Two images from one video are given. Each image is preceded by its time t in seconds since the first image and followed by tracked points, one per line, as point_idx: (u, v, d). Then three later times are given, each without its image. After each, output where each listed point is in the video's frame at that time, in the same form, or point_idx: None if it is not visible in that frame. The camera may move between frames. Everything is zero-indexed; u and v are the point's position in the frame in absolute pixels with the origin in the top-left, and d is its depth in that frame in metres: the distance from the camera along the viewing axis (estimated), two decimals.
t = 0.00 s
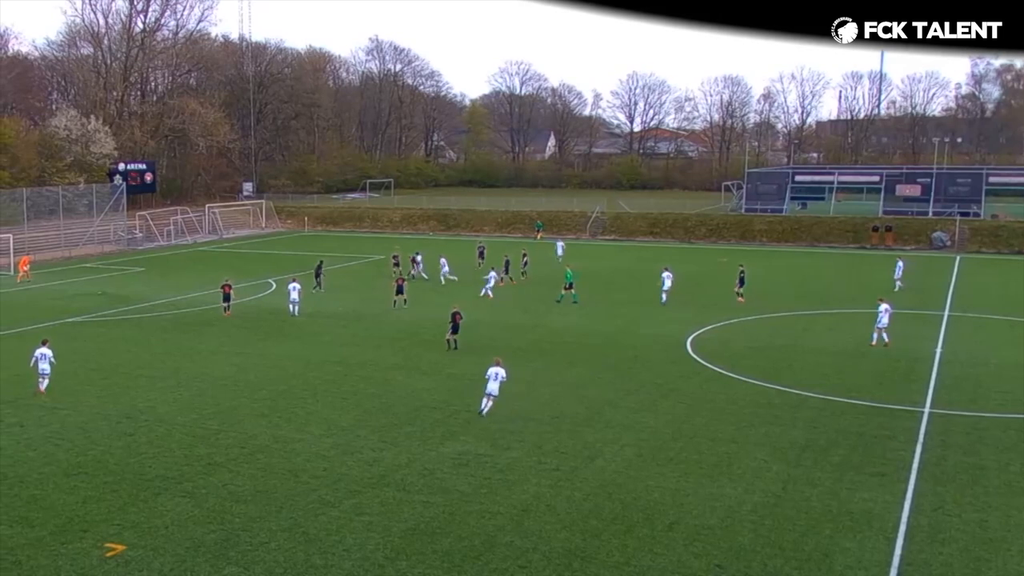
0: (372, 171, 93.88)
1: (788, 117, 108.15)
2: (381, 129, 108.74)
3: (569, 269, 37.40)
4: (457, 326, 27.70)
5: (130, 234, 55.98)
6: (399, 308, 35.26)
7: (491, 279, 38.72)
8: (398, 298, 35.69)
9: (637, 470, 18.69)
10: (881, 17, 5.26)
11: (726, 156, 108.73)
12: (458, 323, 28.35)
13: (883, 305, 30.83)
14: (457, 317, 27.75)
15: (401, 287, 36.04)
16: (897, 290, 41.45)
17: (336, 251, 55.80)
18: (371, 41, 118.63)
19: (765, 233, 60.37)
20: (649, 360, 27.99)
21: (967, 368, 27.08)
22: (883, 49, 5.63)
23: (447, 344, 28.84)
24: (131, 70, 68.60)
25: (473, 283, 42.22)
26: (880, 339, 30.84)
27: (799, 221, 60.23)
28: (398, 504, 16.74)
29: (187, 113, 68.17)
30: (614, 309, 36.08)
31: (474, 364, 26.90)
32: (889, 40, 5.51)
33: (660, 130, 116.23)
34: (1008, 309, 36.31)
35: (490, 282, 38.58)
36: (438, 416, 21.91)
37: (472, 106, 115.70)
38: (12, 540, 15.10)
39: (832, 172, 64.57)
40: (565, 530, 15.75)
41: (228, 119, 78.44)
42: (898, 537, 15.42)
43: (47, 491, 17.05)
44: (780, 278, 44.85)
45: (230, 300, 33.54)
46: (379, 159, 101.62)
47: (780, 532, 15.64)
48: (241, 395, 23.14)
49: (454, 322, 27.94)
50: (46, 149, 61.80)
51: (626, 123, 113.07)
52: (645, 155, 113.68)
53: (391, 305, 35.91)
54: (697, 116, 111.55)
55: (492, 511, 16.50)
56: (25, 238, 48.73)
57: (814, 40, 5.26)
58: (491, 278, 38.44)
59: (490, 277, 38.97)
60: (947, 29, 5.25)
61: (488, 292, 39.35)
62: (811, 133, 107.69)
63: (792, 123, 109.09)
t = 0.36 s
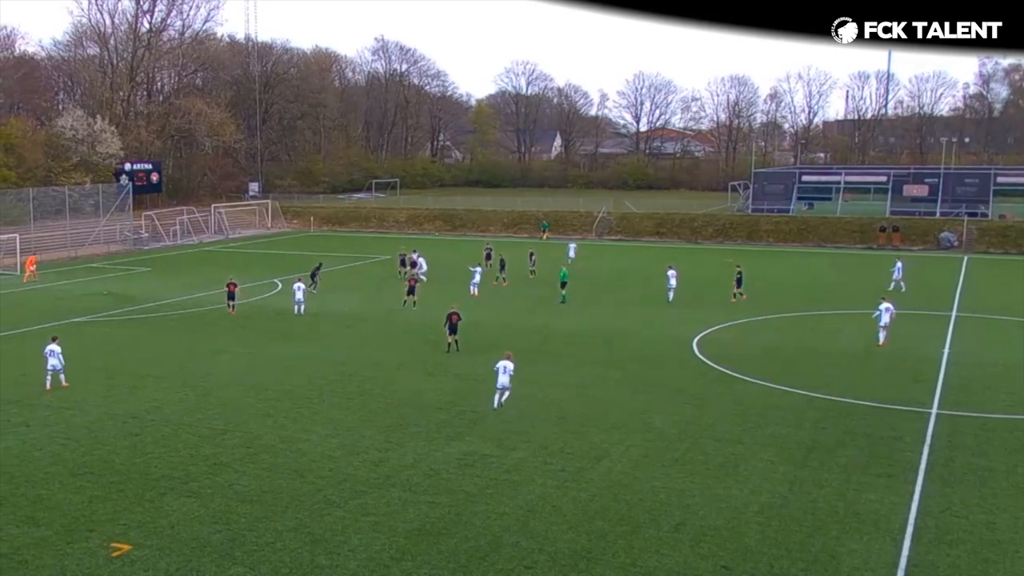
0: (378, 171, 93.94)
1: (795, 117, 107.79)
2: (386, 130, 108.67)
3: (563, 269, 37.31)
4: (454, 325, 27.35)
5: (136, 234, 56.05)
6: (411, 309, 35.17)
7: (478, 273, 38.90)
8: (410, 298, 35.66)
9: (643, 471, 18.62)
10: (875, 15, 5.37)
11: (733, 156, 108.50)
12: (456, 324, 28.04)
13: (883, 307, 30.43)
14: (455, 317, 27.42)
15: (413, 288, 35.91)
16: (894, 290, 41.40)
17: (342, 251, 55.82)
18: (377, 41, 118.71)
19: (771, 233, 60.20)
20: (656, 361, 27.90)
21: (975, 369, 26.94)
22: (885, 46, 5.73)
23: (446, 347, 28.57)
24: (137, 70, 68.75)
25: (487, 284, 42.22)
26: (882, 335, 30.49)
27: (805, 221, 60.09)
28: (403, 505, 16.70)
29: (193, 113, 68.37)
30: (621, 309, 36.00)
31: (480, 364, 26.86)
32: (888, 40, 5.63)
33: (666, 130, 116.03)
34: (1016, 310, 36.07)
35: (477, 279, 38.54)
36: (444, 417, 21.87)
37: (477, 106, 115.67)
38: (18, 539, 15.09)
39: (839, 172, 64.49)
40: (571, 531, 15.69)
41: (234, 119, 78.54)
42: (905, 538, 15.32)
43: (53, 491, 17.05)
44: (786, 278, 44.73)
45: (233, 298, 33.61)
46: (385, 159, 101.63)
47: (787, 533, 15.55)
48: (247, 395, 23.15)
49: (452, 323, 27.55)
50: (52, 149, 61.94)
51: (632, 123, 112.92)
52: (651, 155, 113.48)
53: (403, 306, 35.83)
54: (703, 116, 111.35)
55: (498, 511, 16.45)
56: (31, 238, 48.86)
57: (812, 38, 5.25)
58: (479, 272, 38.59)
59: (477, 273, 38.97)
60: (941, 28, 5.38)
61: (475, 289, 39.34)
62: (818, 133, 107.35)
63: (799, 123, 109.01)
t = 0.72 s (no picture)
0: (384, 171, 94.07)
1: (802, 117, 107.41)
2: (392, 130, 108.70)
3: (559, 269, 37.24)
4: (458, 328, 27.26)
5: (142, 234, 56.05)
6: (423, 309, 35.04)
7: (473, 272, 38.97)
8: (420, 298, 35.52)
9: (649, 472, 18.55)
10: (875, 15, 5.34)
11: (740, 156, 108.32)
12: (460, 326, 27.82)
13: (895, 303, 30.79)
14: (458, 318, 27.25)
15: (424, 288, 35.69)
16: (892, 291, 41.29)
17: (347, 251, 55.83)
18: (383, 41, 118.76)
19: (778, 234, 60.04)
20: (662, 362, 27.81)
21: (982, 370, 26.82)
22: (883, 47, 5.71)
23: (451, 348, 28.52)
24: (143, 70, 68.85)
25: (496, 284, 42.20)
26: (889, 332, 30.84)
27: (812, 221, 59.97)
28: (409, 505, 16.66)
29: (199, 113, 68.54)
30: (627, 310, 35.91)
31: (485, 364, 26.84)
32: (889, 40, 5.60)
33: (673, 130, 115.82)
34: None
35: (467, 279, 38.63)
36: (449, 417, 21.83)
37: (483, 106, 115.62)
38: (24, 539, 15.10)
39: (846, 172, 64.34)
40: (577, 531, 15.64)
41: (240, 118, 78.68)
42: (912, 540, 15.22)
43: (59, 491, 17.04)
44: (793, 279, 44.60)
45: (237, 298, 33.63)
46: (391, 159, 101.67)
47: (794, 535, 15.46)
48: (253, 395, 23.14)
49: (454, 325, 27.36)
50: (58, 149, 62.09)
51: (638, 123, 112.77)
52: (657, 155, 113.28)
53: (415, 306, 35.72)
54: (710, 116, 111.16)
55: (503, 512, 16.39)
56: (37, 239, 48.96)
57: (813, 35, 5.23)
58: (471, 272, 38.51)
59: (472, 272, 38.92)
60: (940, 28, 5.34)
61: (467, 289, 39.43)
62: (825, 133, 107.05)
63: (806, 123, 108.66)
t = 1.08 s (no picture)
0: (390, 171, 94.11)
1: (808, 117, 107.11)
2: (398, 129, 108.81)
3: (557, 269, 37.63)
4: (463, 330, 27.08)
5: (148, 234, 56.10)
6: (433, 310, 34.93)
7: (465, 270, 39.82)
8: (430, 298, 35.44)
9: (655, 472, 18.48)
10: (875, 14, 5.64)
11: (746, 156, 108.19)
12: (463, 326, 27.69)
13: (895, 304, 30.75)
14: (461, 319, 27.11)
15: (433, 289, 35.60)
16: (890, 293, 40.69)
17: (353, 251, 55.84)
18: (388, 41, 118.97)
19: (784, 234, 59.93)
20: (668, 362, 27.74)
21: (989, 371, 26.70)
22: (885, 45, 6.05)
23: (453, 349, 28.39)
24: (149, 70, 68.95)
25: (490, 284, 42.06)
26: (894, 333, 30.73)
27: (818, 221, 59.84)
28: (414, 505, 16.64)
29: (205, 113, 68.70)
30: (633, 310, 35.85)
31: (491, 364, 26.81)
32: (888, 38, 5.97)
33: (679, 130, 115.69)
34: None
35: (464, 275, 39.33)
36: (455, 417, 21.80)
37: (489, 106, 115.67)
38: (30, 539, 15.11)
39: (853, 172, 64.18)
40: (582, 532, 15.59)
41: (245, 117, 78.82)
42: (919, 541, 15.14)
43: (65, 491, 17.06)
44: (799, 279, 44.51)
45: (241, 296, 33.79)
46: (397, 159, 101.77)
47: (799, 535, 15.40)
48: (259, 395, 23.12)
49: (459, 326, 27.25)
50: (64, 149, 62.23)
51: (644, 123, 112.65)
52: (664, 155, 113.15)
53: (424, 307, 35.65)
54: (716, 116, 111.09)
55: (508, 513, 16.35)
56: (43, 239, 49.03)
57: (811, 34, 5.50)
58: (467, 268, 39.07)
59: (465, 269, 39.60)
60: (942, 27, 5.61)
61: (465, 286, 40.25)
62: (831, 133, 106.76)
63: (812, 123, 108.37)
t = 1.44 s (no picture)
0: (396, 171, 94.09)
1: (815, 117, 106.66)
2: (403, 130, 108.79)
3: (551, 269, 37.43)
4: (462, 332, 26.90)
5: (153, 234, 56.14)
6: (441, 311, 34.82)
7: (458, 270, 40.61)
8: (439, 298, 35.36)
9: (661, 473, 18.41)
10: (877, 15, 5.57)
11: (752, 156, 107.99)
12: (462, 328, 27.51)
13: (903, 303, 30.79)
14: (460, 322, 26.93)
15: (442, 289, 35.54)
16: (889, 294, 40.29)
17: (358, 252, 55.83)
18: (394, 41, 118.91)
19: (790, 234, 59.74)
20: (674, 363, 27.65)
21: (997, 372, 26.54)
22: (887, 45, 5.97)
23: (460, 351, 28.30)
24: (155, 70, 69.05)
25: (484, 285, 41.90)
26: (902, 331, 30.81)
27: (825, 222, 59.65)
28: (420, 506, 16.60)
29: (210, 113, 68.74)
30: (639, 310, 35.77)
31: (496, 365, 26.75)
32: (889, 39, 5.89)
33: (685, 130, 115.42)
34: None
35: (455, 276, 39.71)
36: (461, 418, 21.75)
37: (494, 106, 115.58)
38: (36, 538, 15.11)
39: (859, 172, 64.00)
40: (588, 533, 15.54)
41: (250, 118, 78.93)
42: (926, 543, 15.04)
43: (71, 491, 17.05)
44: (806, 279, 44.37)
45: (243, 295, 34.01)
46: (402, 159, 101.75)
47: (806, 537, 15.32)
48: (264, 396, 23.11)
49: (458, 328, 27.08)
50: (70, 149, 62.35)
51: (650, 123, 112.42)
52: (670, 155, 112.88)
53: (432, 308, 35.55)
54: (722, 116, 110.89)
55: (514, 514, 16.29)
56: (50, 239, 49.15)
57: (811, 32, 5.42)
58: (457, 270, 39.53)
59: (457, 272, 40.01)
60: (941, 28, 5.53)
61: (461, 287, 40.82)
62: (838, 134, 106.37)
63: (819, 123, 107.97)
